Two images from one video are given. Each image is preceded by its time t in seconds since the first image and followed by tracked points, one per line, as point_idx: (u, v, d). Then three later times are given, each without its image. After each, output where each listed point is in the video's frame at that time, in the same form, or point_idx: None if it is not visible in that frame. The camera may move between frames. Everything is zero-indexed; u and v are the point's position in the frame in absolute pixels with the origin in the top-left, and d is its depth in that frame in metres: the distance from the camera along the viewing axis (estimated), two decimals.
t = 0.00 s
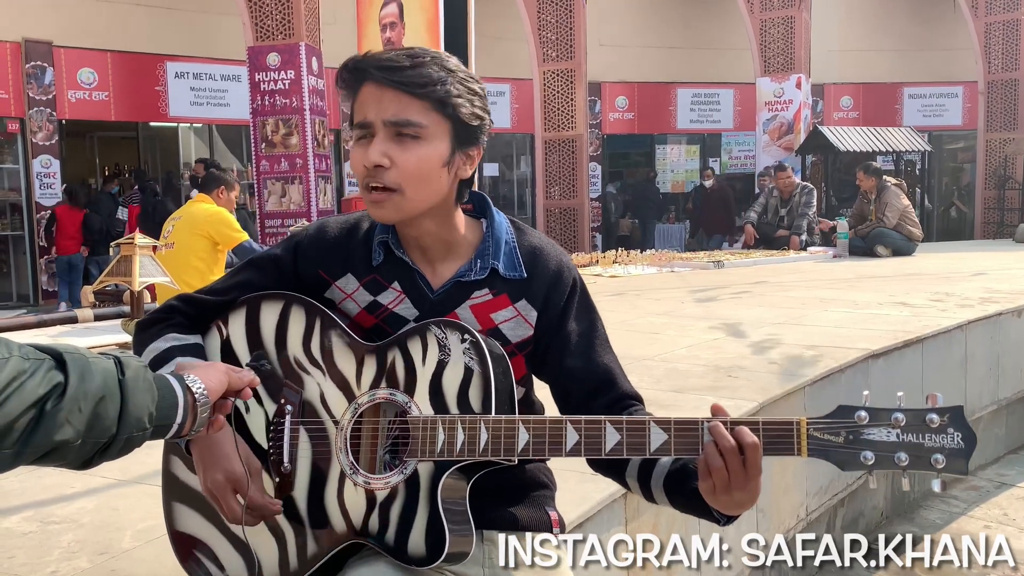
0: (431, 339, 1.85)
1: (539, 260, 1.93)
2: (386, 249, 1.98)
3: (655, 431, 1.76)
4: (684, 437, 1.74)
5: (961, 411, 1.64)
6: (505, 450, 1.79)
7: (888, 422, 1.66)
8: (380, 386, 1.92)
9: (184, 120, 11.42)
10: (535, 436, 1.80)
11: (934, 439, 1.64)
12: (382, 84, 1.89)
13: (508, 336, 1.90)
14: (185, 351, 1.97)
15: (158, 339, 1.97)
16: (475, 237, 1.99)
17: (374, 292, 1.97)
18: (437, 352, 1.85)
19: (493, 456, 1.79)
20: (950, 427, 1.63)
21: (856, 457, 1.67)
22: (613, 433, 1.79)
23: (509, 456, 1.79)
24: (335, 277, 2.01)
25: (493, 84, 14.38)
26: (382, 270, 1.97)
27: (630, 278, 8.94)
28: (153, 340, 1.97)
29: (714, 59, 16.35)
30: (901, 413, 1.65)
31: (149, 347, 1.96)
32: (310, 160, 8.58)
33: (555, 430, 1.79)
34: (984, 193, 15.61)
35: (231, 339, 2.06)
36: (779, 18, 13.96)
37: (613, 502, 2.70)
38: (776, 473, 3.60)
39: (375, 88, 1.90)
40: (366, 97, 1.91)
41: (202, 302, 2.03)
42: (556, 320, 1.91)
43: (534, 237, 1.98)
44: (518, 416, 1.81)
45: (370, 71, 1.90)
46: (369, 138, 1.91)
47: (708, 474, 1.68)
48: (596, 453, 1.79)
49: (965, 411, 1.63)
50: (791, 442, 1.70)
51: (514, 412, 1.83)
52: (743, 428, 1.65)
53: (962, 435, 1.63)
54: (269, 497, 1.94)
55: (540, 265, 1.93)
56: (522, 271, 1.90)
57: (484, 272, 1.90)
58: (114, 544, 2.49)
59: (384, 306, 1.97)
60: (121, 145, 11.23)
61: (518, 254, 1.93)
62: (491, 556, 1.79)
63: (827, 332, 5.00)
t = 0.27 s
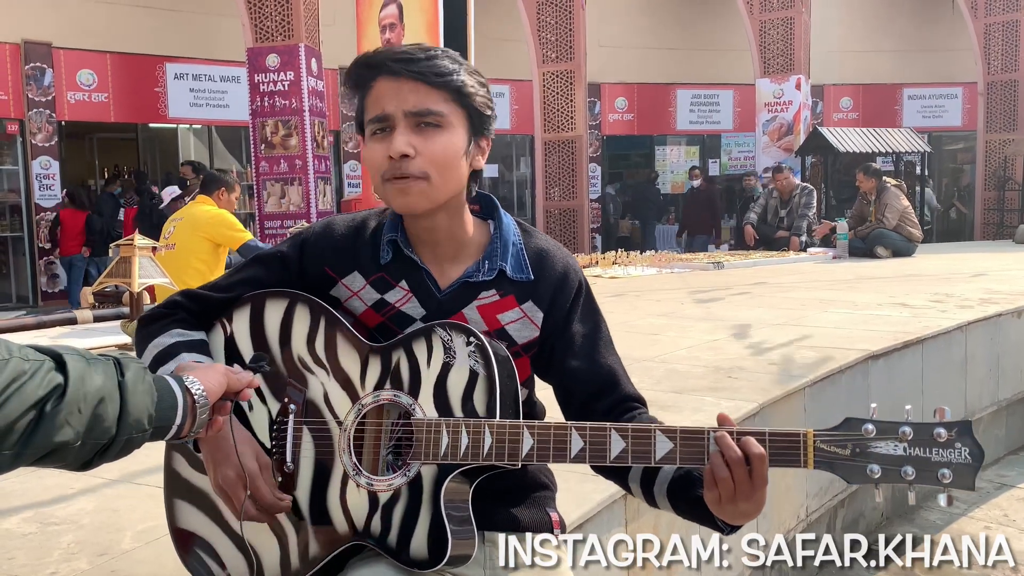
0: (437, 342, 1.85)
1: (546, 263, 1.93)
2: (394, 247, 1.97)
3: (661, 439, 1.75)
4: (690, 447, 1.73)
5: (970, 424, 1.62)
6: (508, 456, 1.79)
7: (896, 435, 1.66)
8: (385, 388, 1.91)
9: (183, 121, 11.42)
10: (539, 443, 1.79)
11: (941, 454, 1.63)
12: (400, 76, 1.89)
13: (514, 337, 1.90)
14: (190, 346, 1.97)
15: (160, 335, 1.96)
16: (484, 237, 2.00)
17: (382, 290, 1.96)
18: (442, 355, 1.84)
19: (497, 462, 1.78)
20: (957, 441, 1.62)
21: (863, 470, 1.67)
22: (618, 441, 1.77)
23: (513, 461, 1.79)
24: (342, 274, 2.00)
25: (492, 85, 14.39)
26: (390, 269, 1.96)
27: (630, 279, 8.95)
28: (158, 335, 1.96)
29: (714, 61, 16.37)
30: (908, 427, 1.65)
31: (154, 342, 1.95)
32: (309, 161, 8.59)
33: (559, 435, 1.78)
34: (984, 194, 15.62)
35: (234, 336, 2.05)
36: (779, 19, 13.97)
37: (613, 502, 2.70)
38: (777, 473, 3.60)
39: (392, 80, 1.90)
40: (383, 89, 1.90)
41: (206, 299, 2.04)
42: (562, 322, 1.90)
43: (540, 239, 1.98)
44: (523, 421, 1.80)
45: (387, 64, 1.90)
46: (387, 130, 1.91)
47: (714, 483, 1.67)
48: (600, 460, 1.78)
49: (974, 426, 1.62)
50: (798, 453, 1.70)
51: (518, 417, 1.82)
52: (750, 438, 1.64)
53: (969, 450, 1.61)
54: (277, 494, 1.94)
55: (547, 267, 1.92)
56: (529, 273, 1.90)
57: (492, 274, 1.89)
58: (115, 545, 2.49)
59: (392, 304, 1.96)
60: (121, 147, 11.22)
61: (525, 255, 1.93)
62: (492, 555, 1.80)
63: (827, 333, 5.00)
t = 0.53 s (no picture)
0: (437, 342, 1.85)
1: (545, 259, 1.93)
2: (398, 243, 1.98)
3: (661, 445, 1.74)
4: (690, 453, 1.72)
5: (975, 434, 1.63)
6: (508, 459, 1.79)
7: (899, 443, 1.66)
8: (385, 389, 1.91)
9: (183, 122, 11.43)
10: (539, 445, 1.79)
11: (945, 463, 1.64)
12: (430, 93, 1.84)
13: (515, 330, 1.90)
14: (194, 341, 1.96)
15: (164, 332, 1.96)
16: (485, 231, 2.02)
17: (385, 285, 1.97)
18: (441, 356, 1.85)
19: (496, 464, 1.79)
20: (962, 450, 1.63)
21: (865, 479, 1.67)
22: (616, 446, 1.76)
23: (513, 463, 1.79)
24: (345, 269, 2.00)
25: (492, 86, 14.40)
26: (393, 264, 1.97)
27: (629, 280, 8.96)
28: (160, 333, 1.96)
29: (714, 62, 16.37)
30: (912, 435, 1.65)
31: (156, 341, 1.95)
32: (309, 162, 8.59)
33: (559, 440, 1.78)
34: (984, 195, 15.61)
35: (236, 335, 2.05)
36: (778, 19, 13.98)
37: (614, 503, 2.70)
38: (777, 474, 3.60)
39: (423, 97, 1.85)
40: (414, 107, 1.85)
41: (209, 297, 2.05)
42: (560, 314, 1.90)
43: (540, 236, 1.99)
44: (522, 424, 1.80)
45: (414, 81, 1.84)
46: (423, 148, 1.86)
47: (713, 490, 1.67)
48: (600, 464, 1.78)
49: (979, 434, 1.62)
50: (799, 461, 1.69)
51: (518, 419, 1.82)
52: (751, 444, 1.64)
53: (975, 459, 1.62)
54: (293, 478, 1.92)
55: (546, 263, 1.93)
56: (530, 269, 1.91)
57: (494, 268, 1.90)
58: (115, 546, 2.49)
59: (395, 299, 1.96)
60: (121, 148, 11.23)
61: (526, 252, 1.93)
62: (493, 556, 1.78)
63: (827, 334, 5.00)
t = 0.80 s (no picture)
0: (437, 340, 1.85)
1: (543, 258, 1.94)
2: (397, 244, 1.99)
3: (662, 437, 1.74)
4: (691, 446, 1.73)
5: (974, 422, 1.63)
6: (510, 454, 1.79)
7: (899, 432, 1.66)
8: (386, 388, 1.91)
9: (186, 122, 11.45)
10: (540, 441, 1.79)
11: (945, 451, 1.64)
12: (431, 103, 1.85)
13: (514, 329, 1.89)
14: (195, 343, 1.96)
15: (165, 334, 1.97)
16: (484, 232, 2.01)
17: (384, 286, 1.97)
18: (442, 354, 1.85)
19: (498, 460, 1.79)
20: (962, 438, 1.63)
21: (866, 468, 1.67)
22: (619, 439, 1.77)
23: (514, 459, 1.79)
24: (345, 270, 2.01)
25: (493, 85, 14.40)
26: (392, 266, 1.98)
27: (632, 280, 8.96)
28: (161, 335, 1.97)
29: (716, 61, 16.36)
30: (912, 424, 1.65)
31: (157, 343, 1.96)
32: (311, 162, 8.60)
33: (560, 434, 1.79)
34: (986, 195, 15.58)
35: (237, 336, 2.05)
36: (781, 19, 13.97)
37: (615, 503, 2.69)
38: (780, 473, 3.60)
39: (424, 108, 1.85)
40: (417, 119, 1.85)
41: (209, 300, 2.05)
42: (559, 313, 1.90)
43: (537, 236, 1.99)
44: (523, 419, 1.80)
45: (415, 93, 1.84)
46: (430, 159, 1.86)
47: (714, 481, 1.67)
48: (602, 459, 1.78)
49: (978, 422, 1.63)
50: (800, 450, 1.70)
51: (520, 415, 1.81)
52: (754, 429, 1.64)
53: (974, 446, 1.62)
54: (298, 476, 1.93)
55: (544, 262, 1.93)
56: (527, 268, 1.91)
57: (492, 268, 1.90)
58: (117, 546, 2.49)
59: (394, 300, 1.97)
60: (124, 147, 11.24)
61: (523, 252, 1.93)
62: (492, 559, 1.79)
63: (829, 334, 5.00)
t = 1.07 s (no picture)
0: (436, 338, 1.85)
1: (538, 258, 1.93)
2: (388, 250, 1.99)
3: (658, 424, 1.75)
4: (687, 430, 1.73)
5: (965, 399, 1.62)
6: (508, 447, 1.79)
7: (891, 411, 1.66)
8: (385, 385, 1.92)
9: (188, 123, 11.47)
10: (538, 433, 1.80)
11: (938, 429, 1.63)
12: (413, 115, 1.84)
13: (510, 331, 1.89)
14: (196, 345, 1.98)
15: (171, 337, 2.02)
16: (477, 236, 1.99)
17: (378, 291, 1.98)
18: (440, 351, 1.85)
19: (496, 454, 1.79)
20: (953, 415, 1.62)
21: (859, 447, 1.67)
22: (615, 427, 1.77)
23: (512, 452, 1.79)
24: (340, 277, 2.03)
25: (496, 87, 14.40)
26: (385, 271, 1.98)
27: (634, 281, 8.96)
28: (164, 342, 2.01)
29: (718, 63, 16.36)
30: (903, 403, 1.65)
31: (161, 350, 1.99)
32: (314, 163, 8.61)
33: (557, 425, 1.79)
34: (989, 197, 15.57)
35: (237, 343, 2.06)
36: (783, 20, 13.97)
37: (615, 503, 2.68)
38: (782, 474, 3.59)
39: (407, 121, 1.84)
40: (400, 132, 1.85)
41: (212, 305, 2.09)
42: (555, 313, 1.90)
43: (532, 236, 1.98)
44: (520, 413, 1.81)
45: (396, 107, 1.84)
46: (415, 171, 1.86)
47: (710, 464, 1.67)
48: (599, 447, 1.78)
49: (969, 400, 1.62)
50: (795, 432, 1.69)
51: (517, 409, 1.83)
52: (745, 409, 1.63)
53: (966, 424, 1.61)
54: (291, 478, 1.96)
55: (539, 262, 1.92)
56: (521, 268, 1.90)
57: (485, 270, 1.89)
58: (120, 546, 2.49)
59: (388, 305, 1.97)
60: (126, 149, 11.25)
61: (517, 253, 1.92)
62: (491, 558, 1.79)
63: (831, 335, 4.99)
